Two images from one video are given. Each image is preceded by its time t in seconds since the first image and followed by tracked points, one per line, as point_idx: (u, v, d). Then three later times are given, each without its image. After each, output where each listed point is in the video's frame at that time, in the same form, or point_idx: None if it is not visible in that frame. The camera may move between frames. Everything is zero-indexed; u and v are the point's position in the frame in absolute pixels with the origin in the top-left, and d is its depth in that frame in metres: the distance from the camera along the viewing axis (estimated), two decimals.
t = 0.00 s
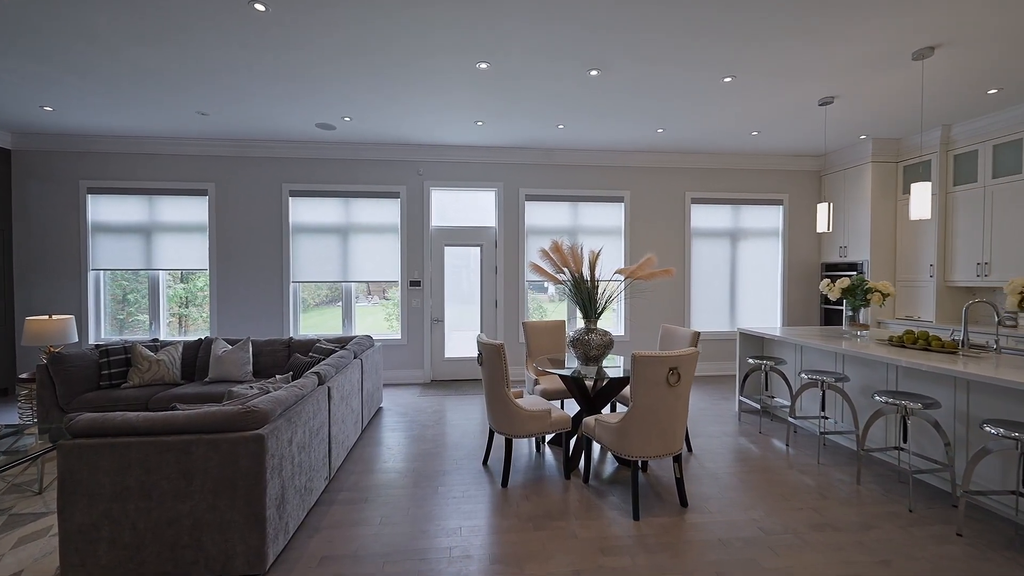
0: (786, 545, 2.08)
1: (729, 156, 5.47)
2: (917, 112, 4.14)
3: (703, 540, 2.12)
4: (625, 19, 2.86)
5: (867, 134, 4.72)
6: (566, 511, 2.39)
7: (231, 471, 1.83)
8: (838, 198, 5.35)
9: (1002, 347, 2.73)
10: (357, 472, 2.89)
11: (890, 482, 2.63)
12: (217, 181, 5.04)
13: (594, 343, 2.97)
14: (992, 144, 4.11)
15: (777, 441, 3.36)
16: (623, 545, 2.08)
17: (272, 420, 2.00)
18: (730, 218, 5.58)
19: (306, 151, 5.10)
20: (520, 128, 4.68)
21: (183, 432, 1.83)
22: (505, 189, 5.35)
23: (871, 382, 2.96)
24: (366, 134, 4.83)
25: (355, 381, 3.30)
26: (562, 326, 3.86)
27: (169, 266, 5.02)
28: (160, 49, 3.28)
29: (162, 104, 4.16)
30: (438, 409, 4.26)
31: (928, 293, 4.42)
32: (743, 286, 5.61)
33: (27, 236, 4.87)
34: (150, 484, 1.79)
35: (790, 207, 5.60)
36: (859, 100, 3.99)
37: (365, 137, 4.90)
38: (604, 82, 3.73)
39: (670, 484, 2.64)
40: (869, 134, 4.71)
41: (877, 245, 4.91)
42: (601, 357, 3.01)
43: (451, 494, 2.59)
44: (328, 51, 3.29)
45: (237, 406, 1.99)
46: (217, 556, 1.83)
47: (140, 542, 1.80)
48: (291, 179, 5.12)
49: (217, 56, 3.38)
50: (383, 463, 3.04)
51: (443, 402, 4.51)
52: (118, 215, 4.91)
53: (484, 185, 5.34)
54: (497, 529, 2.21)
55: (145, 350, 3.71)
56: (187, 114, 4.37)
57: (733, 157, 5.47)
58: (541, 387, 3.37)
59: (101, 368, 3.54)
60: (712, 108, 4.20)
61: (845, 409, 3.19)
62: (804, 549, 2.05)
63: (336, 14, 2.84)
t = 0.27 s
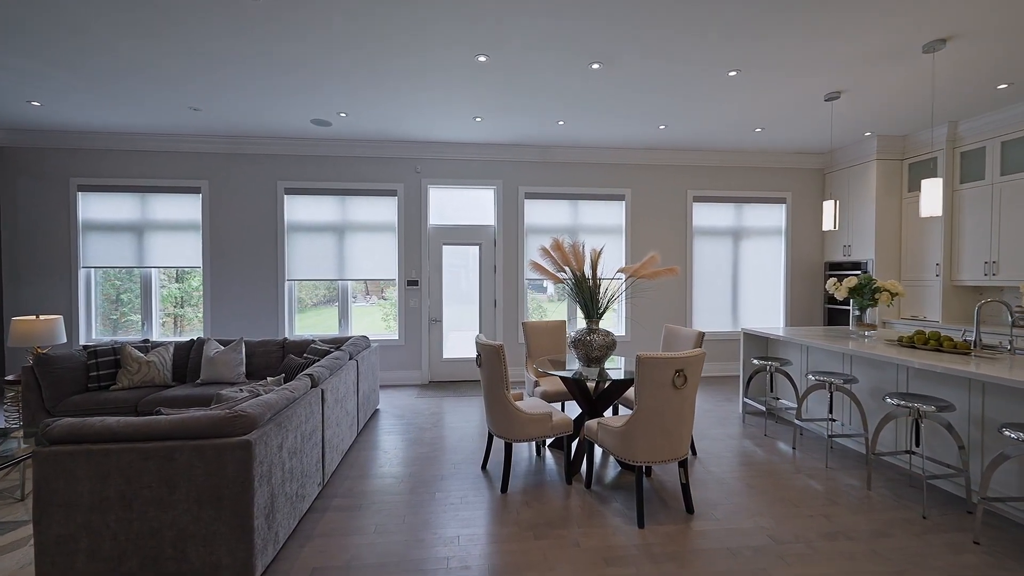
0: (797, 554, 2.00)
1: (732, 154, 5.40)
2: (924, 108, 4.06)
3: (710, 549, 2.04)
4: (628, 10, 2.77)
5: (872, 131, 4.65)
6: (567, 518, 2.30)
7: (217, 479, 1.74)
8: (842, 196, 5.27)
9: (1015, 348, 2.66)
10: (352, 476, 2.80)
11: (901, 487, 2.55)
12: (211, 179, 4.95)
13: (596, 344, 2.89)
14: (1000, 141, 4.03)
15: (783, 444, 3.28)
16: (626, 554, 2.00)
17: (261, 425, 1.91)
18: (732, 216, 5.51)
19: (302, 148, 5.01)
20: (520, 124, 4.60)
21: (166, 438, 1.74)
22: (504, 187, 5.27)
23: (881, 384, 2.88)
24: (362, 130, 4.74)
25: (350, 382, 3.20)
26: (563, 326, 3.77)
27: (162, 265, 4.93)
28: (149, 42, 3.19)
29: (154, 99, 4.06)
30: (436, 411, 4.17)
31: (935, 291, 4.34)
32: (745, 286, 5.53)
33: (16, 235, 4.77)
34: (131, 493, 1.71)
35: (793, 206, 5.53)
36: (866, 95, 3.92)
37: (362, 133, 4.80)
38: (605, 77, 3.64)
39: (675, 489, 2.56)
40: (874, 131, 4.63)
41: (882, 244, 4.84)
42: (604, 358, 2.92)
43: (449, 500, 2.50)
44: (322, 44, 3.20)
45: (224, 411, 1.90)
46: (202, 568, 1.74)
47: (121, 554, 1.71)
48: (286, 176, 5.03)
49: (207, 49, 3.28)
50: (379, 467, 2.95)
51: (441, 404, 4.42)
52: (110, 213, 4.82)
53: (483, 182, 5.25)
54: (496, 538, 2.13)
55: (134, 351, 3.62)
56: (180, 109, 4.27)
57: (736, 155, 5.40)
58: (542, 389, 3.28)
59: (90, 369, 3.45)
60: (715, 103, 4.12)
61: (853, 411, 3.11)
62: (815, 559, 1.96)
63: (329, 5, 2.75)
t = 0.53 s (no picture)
0: (809, 565, 1.91)
1: (734, 151, 5.31)
2: (931, 103, 3.98)
3: (718, 560, 1.95)
4: None
5: (878, 128, 4.56)
6: (568, 527, 2.21)
7: (199, 489, 1.65)
8: (847, 194, 5.19)
9: None
10: (346, 482, 2.70)
11: (914, 494, 2.46)
12: (203, 176, 4.85)
13: (598, 345, 2.79)
14: (1009, 137, 3.94)
15: (789, 447, 3.19)
16: (630, 566, 1.91)
17: (247, 431, 1.81)
18: (735, 215, 5.42)
19: (296, 145, 4.91)
20: (519, 120, 4.51)
21: (145, 446, 1.65)
22: (503, 184, 5.18)
23: (891, 386, 2.80)
24: (358, 127, 4.64)
25: (344, 384, 3.10)
26: (563, 326, 3.68)
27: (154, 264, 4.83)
28: (135, 34, 3.09)
29: (143, 94, 3.96)
30: (434, 414, 4.07)
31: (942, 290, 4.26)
32: (748, 285, 5.44)
33: (4, 233, 4.66)
34: (108, 504, 1.61)
35: (796, 204, 5.45)
36: (873, 90, 3.83)
37: (358, 129, 4.71)
38: (607, 71, 3.55)
39: (679, 496, 2.47)
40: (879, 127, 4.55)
41: (887, 242, 4.75)
42: (606, 360, 2.83)
43: (445, 508, 2.41)
44: (314, 36, 3.10)
45: (208, 416, 1.80)
46: None
47: (97, 569, 1.62)
48: (280, 173, 4.93)
49: (196, 42, 3.17)
50: (374, 473, 2.85)
51: (438, 406, 4.33)
52: (100, 212, 4.72)
53: (481, 180, 5.15)
54: (494, 548, 2.04)
55: (122, 352, 3.52)
56: (170, 104, 4.17)
57: (738, 152, 5.31)
58: (542, 391, 3.19)
59: (76, 371, 3.35)
60: (718, 99, 4.03)
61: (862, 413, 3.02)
62: (829, 571, 1.87)
63: None
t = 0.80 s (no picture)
0: None
1: (737, 149, 5.22)
2: (939, 99, 3.89)
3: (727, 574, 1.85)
4: None
5: (884, 125, 4.47)
6: (569, 537, 2.12)
7: (178, 502, 1.55)
8: (852, 193, 5.10)
9: None
10: (338, 490, 2.60)
11: (929, 502, 2.37)
12: (196, 174, 4.75)
13: (600, 347, 2.70)
14: (1020, 134, 3.85)
15: (797, 452, 3.10)
16: None
17: (230, 439, 1.71)
18: (737, 214, 5.33)
19: (291, 142, 4.81)
20: (518, 116, 4.41)
21: (120, 456, 1.55)
22: (502, 183, 5.08)
23: (902, 390, 2.70)
24: (354, 123, 4.54)
25: (338, 388, 3.00)
26: (563, 327, 3.58)
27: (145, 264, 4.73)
28: (121, 26, 2.98)
29: (133, 90, 3.86)
30: (431, 417, 3.97)
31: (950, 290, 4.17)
32: (751, 285, 5.35)
33: None
34: (80, 518, 1.51)
35: (800, 203, 5.36)
36: (881, 85, 3.74)
37: (353, 126, 4.61)
38: (608, 64, 3.45)
39: (685, 504, 2.37)
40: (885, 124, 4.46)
41: (893, 241, 4.67)
42: (607, 363, 2.73)
43: (442, 517, 2.31)
44: (306, 28, 3.00)
45: (189, 423, 1.70)
46: None
47: None
48: (274, 171, 4.83)
49: (184, 34, 3.07)
50: (368, 479, 2.76)
51: (436, 409, 4.23)
52: (90, 210, 4.62)
53: (480, 178, 5.06)
54: (492, 561, 1.94)
55: (110, 354, 3.42)
56: (160, 100, 4.06)
57: (741, 150, 5.22)
58: (541, 394, 3.09)
59: (62, 374, 3.25)
60: (722, 94, 3.94)
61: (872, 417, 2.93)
62: None
63: None
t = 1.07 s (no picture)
0: None
1: (740, 147, 5.13)
2: (948, 95, 3.80)
3: None
4: None
5: (890, 121, 4.39)
6: (572, 549, 2.02)
7: (156, 516, 1.46)
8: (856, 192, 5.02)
9: None
10: (331, 498, 2.50)
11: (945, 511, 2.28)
12: (188, 172, 4.65)
13: (602, 350, 2.60)
14: None
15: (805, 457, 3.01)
16: None
17: (212, 449, 1.62)
18: (741, 212, 5.24)
19: (285, 139, 4.71)
20: (517, 113, 4.32)
21: (93, 469, 1.45)
22: (501, 181, 4.99)
23: (915, 394, 2.61)
24: (349, 120, 4.44)
25: (331, 392, 2.90)
26: (564, 328, 3.49)
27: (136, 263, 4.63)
28: (107, 19, 2.88)
29: (122, 85, 3.76)
30: (428, 421, 3.88)
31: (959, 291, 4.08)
32: (754, 285, 5.26)
33: None
34: (50, 534, 1.42)
35: (804, 201, 5.28)
36: (890, 80, 3.65)
37: (349, 123, 4.51)
38: (610, 58, 3.35)
39: (691, 514, 2.28)
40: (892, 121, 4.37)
41: (899, 240, 4.58)
42: (610, 366, 2.64)
43: (439, 528, 2.22)
44: (298, 21, 2.90)
45: (168, 432, 1.61)
46: None
47: None
48: (269, 169, 4.73)
49: (171, 27, 2.96)
50: (363, 487, 2.66)
51: (433, 412, 4.13)
52: (80, 209, 4.52)
53: (478, 176, 4.96)
54: None
55: (97, 356, 3.32)
56: (150, 96, 3.96)
57: (744, 147, 5.13)
58: (541, 398, 3.00)
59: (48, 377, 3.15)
60: (727, 90, 3.84)
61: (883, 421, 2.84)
62: None
63: None
